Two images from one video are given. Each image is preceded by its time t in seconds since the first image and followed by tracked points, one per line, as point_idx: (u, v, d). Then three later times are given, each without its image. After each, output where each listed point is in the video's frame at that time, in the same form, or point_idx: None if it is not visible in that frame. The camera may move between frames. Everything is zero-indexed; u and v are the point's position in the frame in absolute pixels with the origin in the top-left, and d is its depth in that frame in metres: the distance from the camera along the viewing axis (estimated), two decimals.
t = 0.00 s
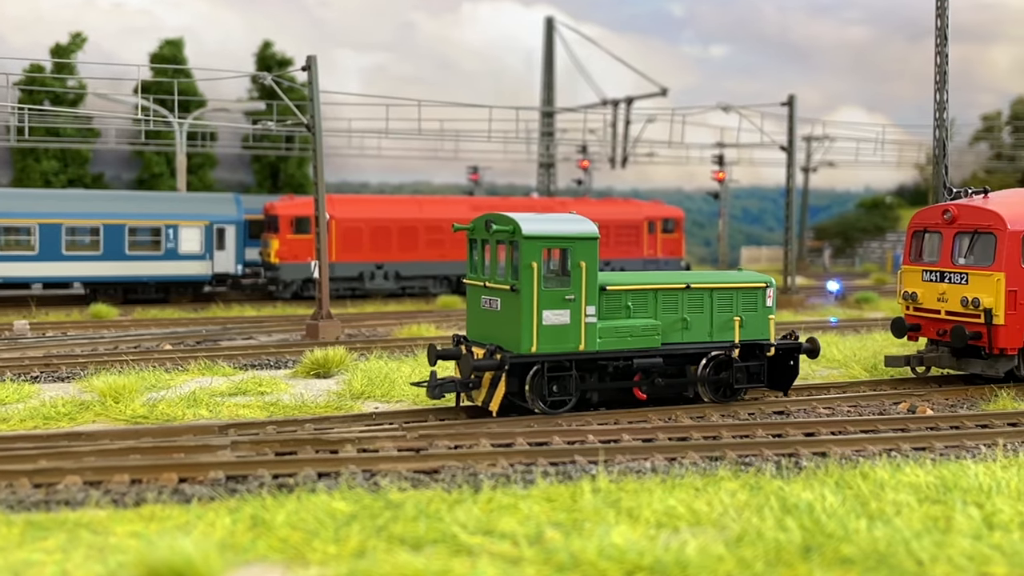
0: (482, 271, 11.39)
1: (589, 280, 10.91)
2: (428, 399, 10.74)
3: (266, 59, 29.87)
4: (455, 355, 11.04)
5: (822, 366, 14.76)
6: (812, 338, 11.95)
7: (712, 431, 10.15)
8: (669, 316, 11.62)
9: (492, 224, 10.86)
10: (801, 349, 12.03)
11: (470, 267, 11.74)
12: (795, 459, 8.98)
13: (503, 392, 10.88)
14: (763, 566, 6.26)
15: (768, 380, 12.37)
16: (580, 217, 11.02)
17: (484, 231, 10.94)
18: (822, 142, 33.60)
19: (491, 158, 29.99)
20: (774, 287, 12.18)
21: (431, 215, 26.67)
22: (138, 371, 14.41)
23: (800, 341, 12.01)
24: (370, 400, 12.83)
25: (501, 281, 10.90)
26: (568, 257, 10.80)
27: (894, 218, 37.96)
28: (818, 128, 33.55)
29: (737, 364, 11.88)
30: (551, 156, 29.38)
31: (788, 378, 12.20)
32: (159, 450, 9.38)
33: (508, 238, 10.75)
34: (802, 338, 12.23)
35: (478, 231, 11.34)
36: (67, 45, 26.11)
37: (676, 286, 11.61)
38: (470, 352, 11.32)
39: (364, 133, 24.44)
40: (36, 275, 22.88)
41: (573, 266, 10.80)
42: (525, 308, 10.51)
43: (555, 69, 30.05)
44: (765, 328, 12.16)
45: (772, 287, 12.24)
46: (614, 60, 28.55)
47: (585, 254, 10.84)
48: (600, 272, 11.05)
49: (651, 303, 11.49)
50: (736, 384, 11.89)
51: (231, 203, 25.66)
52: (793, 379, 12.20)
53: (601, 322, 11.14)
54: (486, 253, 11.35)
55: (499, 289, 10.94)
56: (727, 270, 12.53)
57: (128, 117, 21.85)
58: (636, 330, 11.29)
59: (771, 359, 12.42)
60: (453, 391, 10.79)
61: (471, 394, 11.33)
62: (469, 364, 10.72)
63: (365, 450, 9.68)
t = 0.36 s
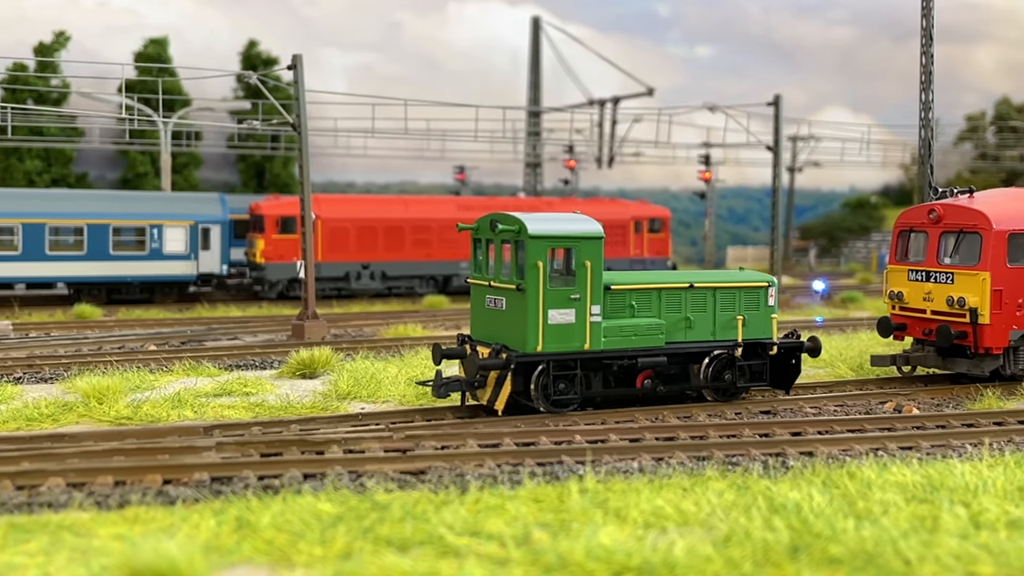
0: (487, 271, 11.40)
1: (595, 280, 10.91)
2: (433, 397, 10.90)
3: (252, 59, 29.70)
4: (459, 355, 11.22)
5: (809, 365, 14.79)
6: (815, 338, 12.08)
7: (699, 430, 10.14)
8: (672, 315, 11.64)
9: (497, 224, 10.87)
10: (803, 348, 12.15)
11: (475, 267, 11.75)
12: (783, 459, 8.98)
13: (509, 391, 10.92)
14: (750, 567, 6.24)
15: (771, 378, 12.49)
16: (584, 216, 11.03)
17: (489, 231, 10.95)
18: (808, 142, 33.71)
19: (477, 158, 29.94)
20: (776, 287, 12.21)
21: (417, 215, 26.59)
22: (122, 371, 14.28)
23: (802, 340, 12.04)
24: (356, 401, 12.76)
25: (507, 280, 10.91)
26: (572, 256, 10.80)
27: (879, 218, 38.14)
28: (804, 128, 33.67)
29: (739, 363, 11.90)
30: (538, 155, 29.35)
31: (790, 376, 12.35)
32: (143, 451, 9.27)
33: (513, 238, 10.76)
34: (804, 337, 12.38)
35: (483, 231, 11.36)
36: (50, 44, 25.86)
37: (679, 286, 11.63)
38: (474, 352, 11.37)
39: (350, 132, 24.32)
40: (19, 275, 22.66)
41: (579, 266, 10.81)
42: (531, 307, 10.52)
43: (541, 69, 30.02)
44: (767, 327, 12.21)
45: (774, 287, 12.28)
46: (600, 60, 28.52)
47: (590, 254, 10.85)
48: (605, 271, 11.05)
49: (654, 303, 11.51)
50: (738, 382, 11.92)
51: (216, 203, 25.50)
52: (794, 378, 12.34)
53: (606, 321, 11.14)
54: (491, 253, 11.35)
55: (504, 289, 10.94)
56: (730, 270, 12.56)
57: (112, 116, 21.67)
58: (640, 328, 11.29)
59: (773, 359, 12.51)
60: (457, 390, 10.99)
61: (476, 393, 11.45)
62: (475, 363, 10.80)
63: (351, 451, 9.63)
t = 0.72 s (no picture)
0: (491, 270, 11.44)
1: (599, 279, 10.97)
2: (438, 396, 10.99)
3: (237, 58, 29.56)
4: (463, 354, 11.21)
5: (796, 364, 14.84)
6: (815, 337, 12.25)
7: (686, 430, 10.13)
8: (675, 314, 11.67)
9: (501, 224, 10.91)
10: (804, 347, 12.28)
11: (479, 266, 11.79)
12: (769, 459, 8.98)
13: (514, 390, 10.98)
14: (738, 567, 6.23)
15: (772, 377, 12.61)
16: (588, 216, 11.09)
17: (494, 231, 10.99)
18: (793, 142, 33.85)
19: (463, 157, 29.89)
20: (777, 286, 12.31)
21: (403, 215, 26.52)
22: (106, 372, 14.15)
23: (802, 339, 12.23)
24: (342, 401, 12.69)
25: (512, 279, 10.95)
26: (577, 256, 10.86)
27: (863, 218, 38.32)
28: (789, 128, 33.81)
29: (740, 361, 11.95)
30: (524, 155, 29.33)
31: (791, 375, 12.50)
32: (126, 452, 9.16)
33: (518, 237, 10.80)
34: (804, 336, 12.53)
35: (486, 230, 11.38)
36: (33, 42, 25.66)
37: (682, 285, 11.65)
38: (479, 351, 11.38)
39: (336, 131, 24.20)
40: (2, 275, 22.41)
41: (583, 265, 10.86)
42: (536, 306, 10.56)
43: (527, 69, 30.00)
44: (769, 326, 12.28)
45: (776, 286, 12.38)
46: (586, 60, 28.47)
47: (595, 253, 10.91)
48: (610, 270, 11.12)
49: (658, 301, 11.54)
50: (740, 380, 11.98)
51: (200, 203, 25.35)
52: (795, 376, 12.49)
53: (610, 320, 11.18)
54: (494, 252, 11.39)
55: (508, 288, 10.98)
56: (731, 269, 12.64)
57: (95, 115, 21.48)
58: (644, 328, 11.33)
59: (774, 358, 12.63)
60: (462, 389, 11.04)
61: (479, 392, 11.47)
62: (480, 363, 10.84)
63: (336, 452, 9.57)
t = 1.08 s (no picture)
0: (494, 270, 11.49)
1: (603, 279, 11.05)
2: (443, 395, 10.92)
3: (221, 57, 29.38)
4: (467, 353, 11.25)
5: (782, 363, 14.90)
6: (814, 335, 12.37)
7: (673, 430, 10.12)
8: (677, 313, 11.78)
9: (506, 224, 10.97)
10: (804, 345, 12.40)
11: (481, 265, 11.82)
12: (756, 459, 8.98)
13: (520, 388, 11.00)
14: (725, 567, 6.22)
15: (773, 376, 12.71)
16: (591, 216, 11.17)
17: (499, 231, 11.05)
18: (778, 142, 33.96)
19: (449, 157, 29.82)
20: (778, 285, 12.44)
21: (389, 214, 26.45)
22: (89, 373, 14.03)
23: (803, 338, 12.36)
24: (327, 402, 12.62)
25: (516, 279, 11.01)
26: (581, 255, 10.94)
27: (848, 218, 38.44)
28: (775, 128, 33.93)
29: (741, 360, 12.11)
30: (510, 155, 29.29)
31: (791, 373, 12.61)
32: (109, 454, 9.05)
33: (523, 237, 10.87)
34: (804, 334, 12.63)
35: (489, 230, 11.43)
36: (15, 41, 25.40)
37: (684, 284, 11.76)
38: (483, 350, 11.40)
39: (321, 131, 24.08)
40: None
41: (588, 265, 10.94)
42: (541, 306, 10.64)
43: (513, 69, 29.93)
44: (770, 324, 12.40)
45: (776, 285, 12.51)
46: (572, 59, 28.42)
47: (599, 252, 10.99)
48: (613, 270, 11.19)
49: (660, 300, 11.64)
50: (742, 379, 12.13)
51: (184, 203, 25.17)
52: (796, 374, 12.59)
53: (614, 319, 11.27)
54: (497, 252, 11.44)
55: (513, 287, 11.03)
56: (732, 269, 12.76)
57: (79, 114, 21.28)
58: (648, 326, 11.42)
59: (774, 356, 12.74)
60: (467, 388, 10.99)
61: (485, 391, 11.46)
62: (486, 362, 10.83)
63: (322, 453, 9.50)
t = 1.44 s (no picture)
0: (497, 269, 11.49)
1: (606, 278, 11.04)
2: (446, 394, 11.03)
3: (206, 56, 29.22)
4: (469, 352, 11.26)
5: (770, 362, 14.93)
6: (815, 334, 12.37)
7: (660, 430, 10.11)
8: (679, 312, 11.79)
9: (510, 224, 10.96)
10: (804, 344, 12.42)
11: (484, 265, 11.82)
12: (743, 459, 8.97)
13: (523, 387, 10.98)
14: (713, 568, 6.21)
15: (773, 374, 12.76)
16: (594, 215, 11.16)
17: (503, 231, 11.05)
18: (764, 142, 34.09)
19: (436, 156, 29.76)
20: (778, 284, 12.47)
21: (375, 214, 26.36)
22: (72, 373, 13.89)
23: (803, 337, 12.38)
24: (313, 402, 12.54)
25: (519, 278, 11.00)
26: (584, 255, 10.93)
27: (833, 218, 38.64)
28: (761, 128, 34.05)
29: (741, 358, 12.17)
30: (497, 155, 29.25)
31: (792, 371, 12.65)
32: (92, 455, 8.95)
33: (526, 236, 10.86)
34: (804, 333, 12.63)
35: (493, 229, 11.42)
36: None
37: (686, 283, 11.77)
38: (486, 348, 11.37)
39: (307, 130, 23.95)
40: None
41: (591, 264, 10.94)
42: (545, 305, 10.64)
43: (500, 68, 29.90)
44: (770, 323, 12.44)
45: (777, 284, 12.54)
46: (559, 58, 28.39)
47: (602, 252, 10.98)
48: (616, 269, 11.20)
49: (662, 299, 11.65)
50: (742, 377, 12.19)
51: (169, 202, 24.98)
52: (795, 372, 12.64)
53: (617, 318, 11.28)
54: (501, 251, 11.44)
55: (516, 287, 11.03)
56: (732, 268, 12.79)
57: (62, 113, 21.08)
58: (651, 325, 11.44)
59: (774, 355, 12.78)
60: (471, 387, 11.06)
61: (488, 391, 11.49)
62: (489, 361, 10.75)
63: (307, 454, 9.43)
